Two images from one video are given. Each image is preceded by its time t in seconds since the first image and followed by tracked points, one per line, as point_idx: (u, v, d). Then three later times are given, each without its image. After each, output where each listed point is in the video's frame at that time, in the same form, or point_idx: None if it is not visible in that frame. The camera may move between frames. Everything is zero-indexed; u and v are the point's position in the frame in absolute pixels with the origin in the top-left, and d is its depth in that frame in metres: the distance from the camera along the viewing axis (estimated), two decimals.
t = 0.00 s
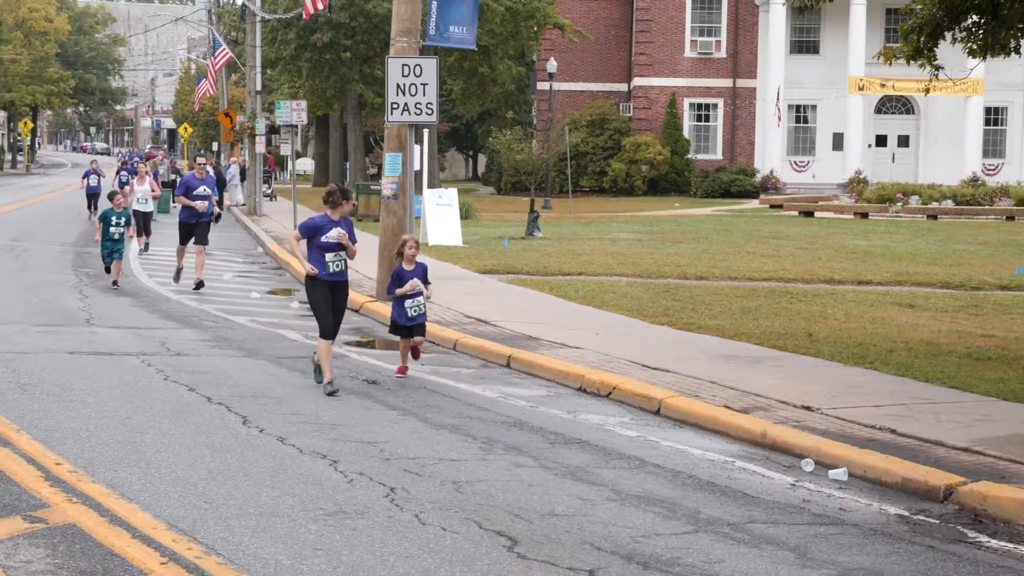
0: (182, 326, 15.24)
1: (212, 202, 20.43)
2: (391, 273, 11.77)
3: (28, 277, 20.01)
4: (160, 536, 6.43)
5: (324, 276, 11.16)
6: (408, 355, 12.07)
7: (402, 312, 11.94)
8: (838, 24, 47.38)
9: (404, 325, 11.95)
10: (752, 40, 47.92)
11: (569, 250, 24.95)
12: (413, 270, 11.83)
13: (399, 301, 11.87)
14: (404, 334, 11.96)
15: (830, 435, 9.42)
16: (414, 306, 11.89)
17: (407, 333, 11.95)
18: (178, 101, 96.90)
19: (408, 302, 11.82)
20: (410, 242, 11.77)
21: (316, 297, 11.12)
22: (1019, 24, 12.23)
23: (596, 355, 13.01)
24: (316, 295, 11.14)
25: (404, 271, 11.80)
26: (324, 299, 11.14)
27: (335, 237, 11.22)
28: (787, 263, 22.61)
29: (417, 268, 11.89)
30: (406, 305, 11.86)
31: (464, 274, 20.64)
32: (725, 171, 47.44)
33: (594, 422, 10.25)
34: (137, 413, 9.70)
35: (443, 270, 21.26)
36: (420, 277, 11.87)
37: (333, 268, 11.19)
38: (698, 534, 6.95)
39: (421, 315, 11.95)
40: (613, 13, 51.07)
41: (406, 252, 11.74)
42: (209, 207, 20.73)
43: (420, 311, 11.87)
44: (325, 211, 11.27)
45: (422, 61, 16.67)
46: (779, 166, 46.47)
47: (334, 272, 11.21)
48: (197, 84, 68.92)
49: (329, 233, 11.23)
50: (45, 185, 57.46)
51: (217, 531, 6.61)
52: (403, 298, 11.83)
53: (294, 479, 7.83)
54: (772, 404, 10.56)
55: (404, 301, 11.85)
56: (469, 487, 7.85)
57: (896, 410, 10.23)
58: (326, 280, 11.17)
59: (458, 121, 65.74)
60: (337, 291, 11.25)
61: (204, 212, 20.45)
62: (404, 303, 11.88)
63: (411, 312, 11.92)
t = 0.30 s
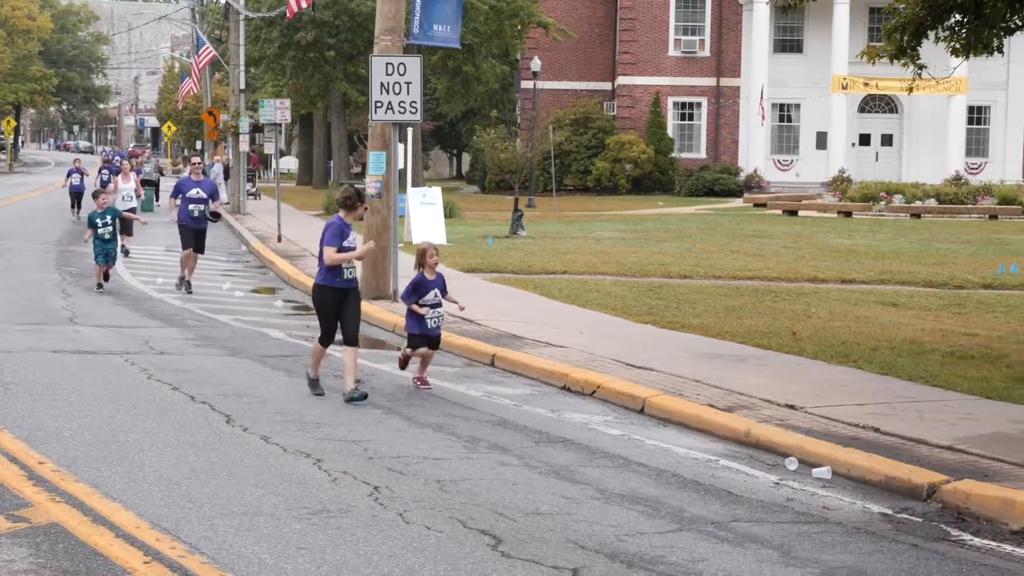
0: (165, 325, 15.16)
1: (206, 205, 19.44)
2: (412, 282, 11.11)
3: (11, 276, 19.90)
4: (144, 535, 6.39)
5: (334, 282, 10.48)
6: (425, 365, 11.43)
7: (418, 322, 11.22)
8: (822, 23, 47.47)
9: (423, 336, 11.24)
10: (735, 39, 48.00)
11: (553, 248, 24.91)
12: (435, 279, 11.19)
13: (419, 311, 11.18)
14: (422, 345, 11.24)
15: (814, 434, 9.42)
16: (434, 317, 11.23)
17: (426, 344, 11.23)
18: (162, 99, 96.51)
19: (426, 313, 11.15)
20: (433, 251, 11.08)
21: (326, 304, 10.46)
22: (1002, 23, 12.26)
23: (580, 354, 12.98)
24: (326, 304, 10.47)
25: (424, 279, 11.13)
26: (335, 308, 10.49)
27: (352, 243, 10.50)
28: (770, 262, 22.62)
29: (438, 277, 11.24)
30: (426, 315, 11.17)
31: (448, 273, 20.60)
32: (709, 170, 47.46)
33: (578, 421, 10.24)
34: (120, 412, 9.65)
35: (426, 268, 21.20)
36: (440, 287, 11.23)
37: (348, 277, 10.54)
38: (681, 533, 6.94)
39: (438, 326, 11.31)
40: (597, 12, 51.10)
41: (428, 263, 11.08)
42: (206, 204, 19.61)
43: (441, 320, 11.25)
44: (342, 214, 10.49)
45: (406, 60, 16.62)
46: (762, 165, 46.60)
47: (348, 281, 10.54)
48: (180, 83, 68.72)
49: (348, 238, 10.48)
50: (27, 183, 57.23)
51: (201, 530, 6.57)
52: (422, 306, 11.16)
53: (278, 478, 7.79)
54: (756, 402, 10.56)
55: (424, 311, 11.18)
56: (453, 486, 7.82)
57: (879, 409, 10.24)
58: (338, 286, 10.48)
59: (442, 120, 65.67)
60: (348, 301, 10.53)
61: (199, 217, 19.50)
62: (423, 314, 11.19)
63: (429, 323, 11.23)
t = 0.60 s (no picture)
0: (152, 324, 15.11)
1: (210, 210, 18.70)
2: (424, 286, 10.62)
3: None
4: (131, 534, 6.36)
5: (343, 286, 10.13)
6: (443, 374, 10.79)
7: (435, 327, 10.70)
8: (809, 22, 47.55)
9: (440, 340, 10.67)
10: (723, 38, 48.07)
11: (540, 247, 24.90)
12: (448, 283, 10.61)
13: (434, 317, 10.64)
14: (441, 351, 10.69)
15: (801, 432, 9.43)
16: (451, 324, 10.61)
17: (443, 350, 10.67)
18: (149, 97, 96.25)
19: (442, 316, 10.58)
20: (445, 252, 10.55)
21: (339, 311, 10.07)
22: (989, 21, 12.30)
23: (567, 353, 12.97)
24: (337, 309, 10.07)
25: (436, 284, 10.60)
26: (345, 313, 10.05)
27: (357, 243, 10.11)
28: (758, 261, 22.64)
29: (453, 281, 10.65)
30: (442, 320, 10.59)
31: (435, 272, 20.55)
32: (697, 169, 47.50)
33: (566, 419, 10.23)
34: (107, 412, 9.60)
35: (413, 267, 21.17)
36: (455, 291, 10.61)
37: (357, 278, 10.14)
38: (669, 531, 6.93)
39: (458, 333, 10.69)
40: (585, 11, 51.10)
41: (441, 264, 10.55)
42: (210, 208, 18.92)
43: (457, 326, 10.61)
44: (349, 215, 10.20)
45: (392, 58, 16.58)
46: (749, 164, 46.70)
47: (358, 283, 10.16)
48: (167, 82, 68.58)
49: (352, 239, 10.13)
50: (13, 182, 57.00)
51: (188, 529, 6.54)
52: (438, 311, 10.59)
53: (265, 477, 7.75)
54: (744, 401, 10.56)
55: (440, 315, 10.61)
56: (441, 484, 7.80)
57: (866, 407, 10.26)
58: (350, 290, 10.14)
59: (430, 119, 65.64)
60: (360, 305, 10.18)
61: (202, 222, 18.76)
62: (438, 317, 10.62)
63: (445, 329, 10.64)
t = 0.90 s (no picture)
0: (141, 323, 15.06)
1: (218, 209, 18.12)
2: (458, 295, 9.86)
3: None
4: (120, 534, 6.33)
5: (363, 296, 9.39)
6: (476, 389, 10.11)
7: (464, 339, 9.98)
8: (797, 20, 47.61)
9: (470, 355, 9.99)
10: (712, 36, 48.10)
11: (530, 246, 24.91)
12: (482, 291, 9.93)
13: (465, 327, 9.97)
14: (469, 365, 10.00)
15: (790, 430, 9.44)
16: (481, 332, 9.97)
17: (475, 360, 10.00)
18: (137, 97, 96.06)
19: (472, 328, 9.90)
20: (478, 259, 9.83)
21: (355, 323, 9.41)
22: (977, 20, 12.35)
23: (557, 351, 12.97)
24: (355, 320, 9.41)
25: (471, 292, 9.91)
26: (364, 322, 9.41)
27: (379, 251, 9.40)
28: (747, 259, 22.66)
29: (487, 290, 9.97)
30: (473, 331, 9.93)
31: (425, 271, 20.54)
32: (686, 167, 47.56)
33: (555, 417, 10.23)
34: (95, 410, 9.57)
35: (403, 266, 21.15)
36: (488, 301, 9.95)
37: (379, 290, 9.41)
38: (659, 530, 6.94)
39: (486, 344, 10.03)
40: (574, 9, 51.09)
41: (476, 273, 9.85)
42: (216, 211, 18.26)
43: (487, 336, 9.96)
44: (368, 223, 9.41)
45: (382, 57, 16.58)
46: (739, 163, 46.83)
47: (381, 294, 9.43)
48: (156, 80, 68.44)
49: (373, 247, 9.40)
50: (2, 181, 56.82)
51: (177, 527, 6.51)
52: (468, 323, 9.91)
53: (255, 476, 7.74)
54: (733, 399, 10.56)
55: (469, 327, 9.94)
56: (430, 483, 7.78)
57: (855, 405, 10.27)
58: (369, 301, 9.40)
59: (419, 118, 65.61)
60: (380, 314, 9.44)
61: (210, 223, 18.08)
62: (468, 329, 9.95)
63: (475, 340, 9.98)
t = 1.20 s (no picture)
0: (131, 322, 15.00)
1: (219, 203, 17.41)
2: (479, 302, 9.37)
3: None
4: (111, 533, 6.30)
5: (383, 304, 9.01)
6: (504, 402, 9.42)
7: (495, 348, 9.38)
8: (787, 19, 47.66)
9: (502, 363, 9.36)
10: (702, 35, 48.15)
11: (521, 245, 24.88)
12: (505, 298, 9.36)
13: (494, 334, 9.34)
14: (502, 373, 9.34)
15: (781, 429, 9.44)
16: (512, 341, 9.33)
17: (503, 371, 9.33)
18: (127, 96, 95.85)
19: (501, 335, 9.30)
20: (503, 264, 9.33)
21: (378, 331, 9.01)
22: (968, 20, 12.37)
23: (547, 351, 12.95)
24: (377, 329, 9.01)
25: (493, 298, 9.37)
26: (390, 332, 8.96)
27: (397, 257, 8.99)
28: (738, 258, 22.67)
29: (513, 295, 9.38)
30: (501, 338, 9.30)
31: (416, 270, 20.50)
32: (676, 166, 47.61)
33: (546, 416, 10.21)
34: (85, 410, 9.52)
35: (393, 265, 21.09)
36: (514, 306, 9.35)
37: (400, 296, 9.01)
38: (650, 529, 6.93)
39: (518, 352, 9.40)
40: (565, 8, 51.12)
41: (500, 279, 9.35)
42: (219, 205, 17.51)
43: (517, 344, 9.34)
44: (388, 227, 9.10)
45: (373, 55, 16.54)
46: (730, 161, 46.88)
47: (403, 302, 9.02)
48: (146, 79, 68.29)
49: (389, 252, 9.02)
50: None
51: (168, 527, 6.48)
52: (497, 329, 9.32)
53: (245, 475, 7.70)
54: (724, 398, 10.56)
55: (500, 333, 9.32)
56: (420, 482, 7.77)
57: (845, 404, 10.28)
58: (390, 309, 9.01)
59: (409, 117, 65.55)
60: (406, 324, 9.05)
61: (212, 218, 17.34)
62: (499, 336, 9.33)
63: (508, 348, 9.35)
